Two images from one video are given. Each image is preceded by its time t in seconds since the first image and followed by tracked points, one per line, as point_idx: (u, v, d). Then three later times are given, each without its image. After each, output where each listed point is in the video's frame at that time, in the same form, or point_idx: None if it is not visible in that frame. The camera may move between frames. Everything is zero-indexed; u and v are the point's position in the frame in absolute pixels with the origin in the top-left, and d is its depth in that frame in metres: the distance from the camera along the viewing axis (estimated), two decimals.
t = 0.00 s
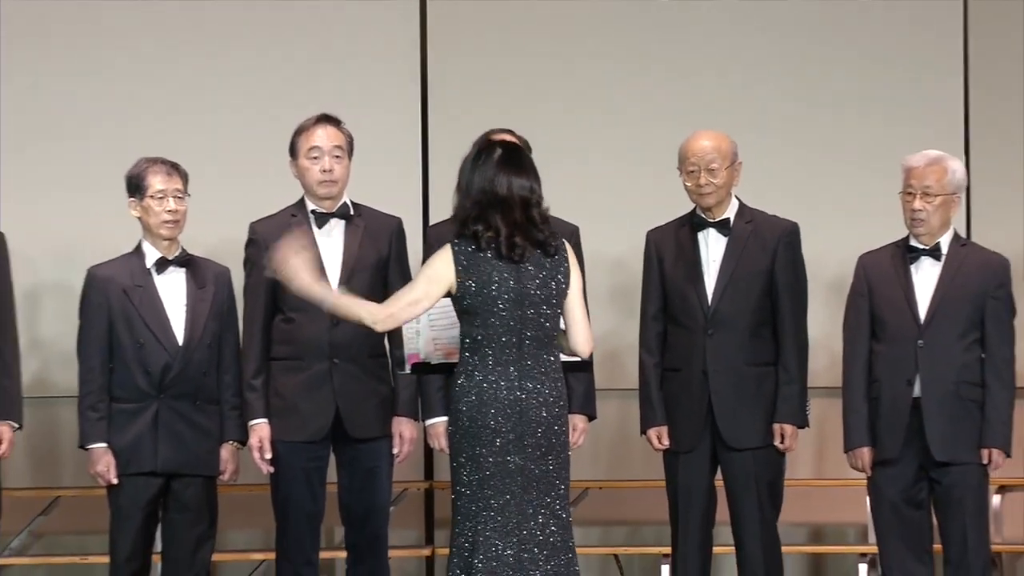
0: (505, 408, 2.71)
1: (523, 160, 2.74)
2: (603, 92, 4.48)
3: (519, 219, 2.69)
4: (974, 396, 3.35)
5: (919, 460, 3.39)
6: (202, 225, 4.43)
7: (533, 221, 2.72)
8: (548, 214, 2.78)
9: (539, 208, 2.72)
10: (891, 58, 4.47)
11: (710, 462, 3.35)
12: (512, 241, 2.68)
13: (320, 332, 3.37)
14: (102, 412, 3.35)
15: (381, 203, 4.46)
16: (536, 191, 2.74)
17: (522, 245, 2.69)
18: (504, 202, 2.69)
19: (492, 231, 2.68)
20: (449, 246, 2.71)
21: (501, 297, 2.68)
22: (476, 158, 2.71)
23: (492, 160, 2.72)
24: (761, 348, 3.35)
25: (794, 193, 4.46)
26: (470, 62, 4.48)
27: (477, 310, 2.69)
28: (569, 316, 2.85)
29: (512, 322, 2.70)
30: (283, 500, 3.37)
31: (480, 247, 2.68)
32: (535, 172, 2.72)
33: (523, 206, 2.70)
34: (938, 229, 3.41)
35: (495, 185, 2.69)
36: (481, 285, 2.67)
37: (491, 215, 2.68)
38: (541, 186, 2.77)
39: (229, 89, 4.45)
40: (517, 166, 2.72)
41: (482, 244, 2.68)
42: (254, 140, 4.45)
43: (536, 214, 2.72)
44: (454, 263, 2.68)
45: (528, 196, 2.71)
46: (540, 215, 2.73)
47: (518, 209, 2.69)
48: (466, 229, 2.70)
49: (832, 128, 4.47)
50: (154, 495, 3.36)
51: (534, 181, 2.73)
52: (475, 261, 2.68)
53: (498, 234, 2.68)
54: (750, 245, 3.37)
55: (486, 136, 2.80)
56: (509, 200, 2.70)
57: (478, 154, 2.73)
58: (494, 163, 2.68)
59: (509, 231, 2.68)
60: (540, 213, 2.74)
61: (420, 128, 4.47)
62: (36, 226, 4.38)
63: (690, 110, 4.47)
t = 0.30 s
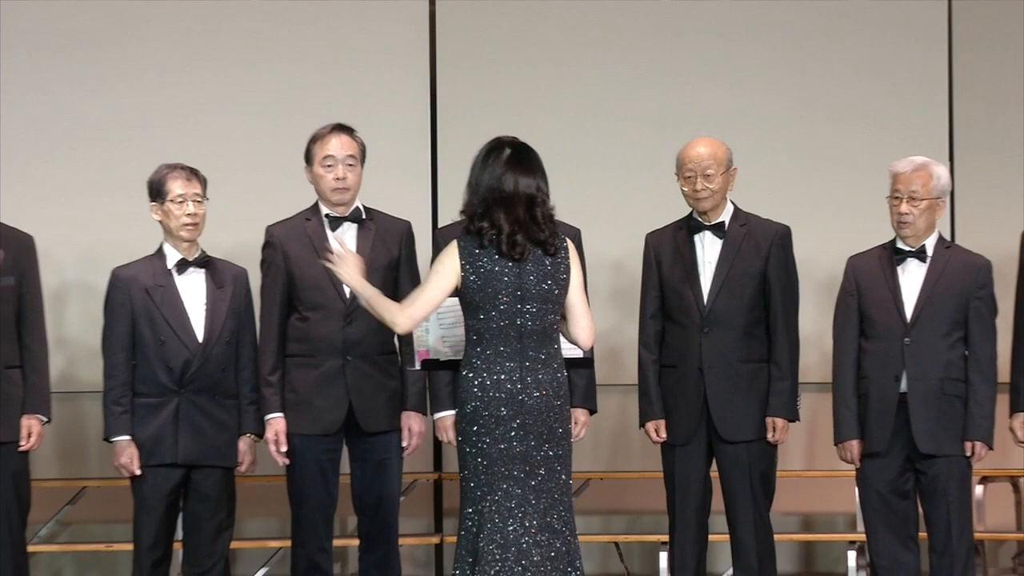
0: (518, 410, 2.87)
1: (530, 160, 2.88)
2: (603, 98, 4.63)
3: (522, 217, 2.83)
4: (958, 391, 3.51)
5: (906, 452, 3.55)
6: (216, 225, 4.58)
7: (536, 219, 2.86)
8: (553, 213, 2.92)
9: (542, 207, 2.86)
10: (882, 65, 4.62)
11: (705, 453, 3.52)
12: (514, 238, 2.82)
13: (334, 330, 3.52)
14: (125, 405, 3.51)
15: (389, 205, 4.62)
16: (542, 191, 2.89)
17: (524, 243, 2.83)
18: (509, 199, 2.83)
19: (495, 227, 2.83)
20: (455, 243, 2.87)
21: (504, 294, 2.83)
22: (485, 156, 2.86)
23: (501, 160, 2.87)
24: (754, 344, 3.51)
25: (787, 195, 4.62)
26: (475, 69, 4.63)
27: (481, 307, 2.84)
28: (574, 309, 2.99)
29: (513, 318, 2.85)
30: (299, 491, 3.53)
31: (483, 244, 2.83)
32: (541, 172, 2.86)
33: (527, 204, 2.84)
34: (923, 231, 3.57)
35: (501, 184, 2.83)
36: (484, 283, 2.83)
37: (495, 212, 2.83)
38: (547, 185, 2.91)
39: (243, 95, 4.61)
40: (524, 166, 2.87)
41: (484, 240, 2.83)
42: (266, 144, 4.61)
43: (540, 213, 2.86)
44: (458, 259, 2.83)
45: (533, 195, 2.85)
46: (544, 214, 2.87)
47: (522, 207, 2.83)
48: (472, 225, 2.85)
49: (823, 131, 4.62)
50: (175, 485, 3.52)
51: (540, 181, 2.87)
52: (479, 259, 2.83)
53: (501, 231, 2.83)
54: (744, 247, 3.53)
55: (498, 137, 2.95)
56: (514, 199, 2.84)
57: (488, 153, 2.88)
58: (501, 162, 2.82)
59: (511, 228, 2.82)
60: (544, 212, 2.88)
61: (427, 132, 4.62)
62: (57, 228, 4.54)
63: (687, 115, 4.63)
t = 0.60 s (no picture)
0: (544, 411, 3.02)
1: (523, 171, 2.98)
2: (603, 104, 4.80)
3: (507, 227, 2.96)
4: (943, 387, 3.68)
5: (893, 446, 3.71)
6: (231, 227, 4.75)
7: (523, 228, 2.96)
8: (549, 220, 2.99)
9: (529, 216, 2.96)
10: (872, 72, 4.79)
11: (701, 446, 3.68)
12: (497, 247, 2.96)
13: (347, 328, 3.69)
14: (147, 401, 3.68)
15: (397, 207, 4.78)
16: (532, 200, 2.98)
17: (510, 251, 2.97)
18: (495, 210, 2.97)
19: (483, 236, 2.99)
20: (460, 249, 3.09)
21: (500, 294, 2.99)
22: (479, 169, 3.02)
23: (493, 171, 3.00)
24: (749, 342, 3.68)
25: (780, 198, 4.79)
26: (479, 76, 4.80)
27: (480, 306, 3.01)
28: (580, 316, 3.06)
29: (511, 317, 3.00)
30: (314, 481, 3.70)
31: (477, 251, 3.01)
32: (528, 183, 2.96)
33: (511, 215, 2.95)
34: (910, 234, 3.73)
35: (488, 195, 2.98)
36: (482, 285, 3.00)
37: (483, 222, 2.99)
38: (542, 194, 2.98)
39: (256, 102, 4.78)
40: (515, 177, 2.97)
41: (477, 249, 3.01)
42: (278, 149, 4.78)
43: (527, 222, 2.96)
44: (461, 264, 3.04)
45: (519, 205, 2.96)
46: (532, 223, 2.97)
47: (506, 217, 2.96)
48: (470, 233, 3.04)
49: (816, 136, 4.79)
50: (195, 476, 3.69)
51: (530, 191, 2.97)
52: (479, 263, 3.00)
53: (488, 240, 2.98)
54: (739, 249, 3.69)
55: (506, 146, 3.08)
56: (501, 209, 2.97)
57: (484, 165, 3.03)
58: (488, 176, 2.97)
59: (495, 237, 2.97)
60: (534, 221, 2.97)
61: (432, 137, 4.78)
62: (76, 230, 4.71)
63: (684, 121, 4.80)
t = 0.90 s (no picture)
0: (540, 409, 3.11)
1: (535, 183, 3.06)
2: (602, 110, 4.97)
3: (513, 235, 3.03)
4: (927, 383, 3.84)
5: (880, 439, 3.88)
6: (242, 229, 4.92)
7: (525, 238, 3.03)
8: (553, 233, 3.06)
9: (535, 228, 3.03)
10: (862, 79, 4.95)
11: (696, 440, 3.85)
12: (500, 254, 3.04)
13: (358, 326, 3.85)
14: (166, 396, 3.84)
15: (402, 209, 4.95)
16: (540, 212, 3.05)
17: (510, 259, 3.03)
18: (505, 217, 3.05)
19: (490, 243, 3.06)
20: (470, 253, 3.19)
21: (495, 297, 3.08)
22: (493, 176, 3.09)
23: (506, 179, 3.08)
24: (741, 340, 3.84)
25: (773, 200, 4.95)
26: (482, 84, 4.97)
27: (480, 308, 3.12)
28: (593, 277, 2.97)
29: (506, 319, 3.08)
30: (326, 473, 3.86)
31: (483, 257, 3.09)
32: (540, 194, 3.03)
33: (518, 223, 3.03)
34: (896, 236, 3.89)
35: (500, 202, 3.05)
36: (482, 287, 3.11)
37: (492, 228, 3.06)
38: (550, 207, 3.06)
39: (267, 108, 4.95)
40: (526, 188, 3.05)
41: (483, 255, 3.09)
42: (288, 154, 4.94)
43: (532, 233, 3.03)
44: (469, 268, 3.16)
45: (525, 216, 3.03)
46: (536, 233, 3.04)
47: (512, 224, 3.03)
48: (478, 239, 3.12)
49: (808, 141, 4.96)
50: (212, 469, 3.85)
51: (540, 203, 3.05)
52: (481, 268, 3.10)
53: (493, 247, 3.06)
54: (733, 251, 3.86)
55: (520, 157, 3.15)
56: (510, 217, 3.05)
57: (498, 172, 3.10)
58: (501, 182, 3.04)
59: (501, 246, 3.04)
60: (539, 232, 3.04)
61: (437, 142, 4.95)
62: (94, 232, 4.88)
63: (680, 126, 4.96)
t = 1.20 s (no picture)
0: (544, 400, 3.26)
1: (549, 181, 3.24)
2: (600, 117, 5.18)
3: (534, 229, 3.20)
4: (912, 378, 4.02)
5: (867, 432, 4.05)
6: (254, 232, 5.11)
7: (544, 230, 3.21)
8: (567, 226, 3.25)
9: (554, 221, 3.21)
10: (852, 88, 5.12)
11: (691, 433, 4.02)
12: (522, 247, 3.20)
13: (368, 324, 4.04)
14: (184, 391, 4.02)
15: (408, 212, 5.15)
16: (556, 207, 3.24)
17: (529, 251, 3.20)
18: (524, 212, 3.21)
19: (509, 237, 3.22)
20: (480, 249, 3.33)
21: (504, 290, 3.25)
22: (508, 174, 3.25)
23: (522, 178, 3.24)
24: (734, 337, 4.02)
25: (766, 204, 5.13)
26: (484, 92, 5.18)
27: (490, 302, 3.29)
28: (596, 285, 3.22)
29: (514, 311, 3.24)
30: (337, 465, 4.04)
31: (499, 251, 3.24)
32: (558, 190, 3.21)
33: (538, 218, 3.20)
34: (881, 238, 4.07)
35: (518, 199, 3.21)
36: (493, 282, 3.28)
37: (511, 223, 3.21)
38: (564, 202, 3.25)
39: (277, 116, 5.14)
40: (542, 186, 3.23)
41: (500, 249, 3.24)
42: (298, 159, 5.14)
43: (550, 225, 3.21)
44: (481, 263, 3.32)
45: (545, 209, 3.21)
46: (554, 226, 3.22)
47: (533, 218, 3.20)
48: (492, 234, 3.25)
49: (799, 147, 5.14)
50: (228, 461, 4.03)
51: (556, 199, 3.23)
52: (494, 263, 3.27)
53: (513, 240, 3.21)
54: (726, 252, 4.03)
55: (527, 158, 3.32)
56: (528, 212, 3.21)
57: (512, 172, 3.26)
58: (520, 180, 3.19)
59: (522, 238, 3.20)
60: (556, 226, 3.22)
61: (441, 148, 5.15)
62: (110, 236, 5.06)
63: (675, 133, 5.16)
